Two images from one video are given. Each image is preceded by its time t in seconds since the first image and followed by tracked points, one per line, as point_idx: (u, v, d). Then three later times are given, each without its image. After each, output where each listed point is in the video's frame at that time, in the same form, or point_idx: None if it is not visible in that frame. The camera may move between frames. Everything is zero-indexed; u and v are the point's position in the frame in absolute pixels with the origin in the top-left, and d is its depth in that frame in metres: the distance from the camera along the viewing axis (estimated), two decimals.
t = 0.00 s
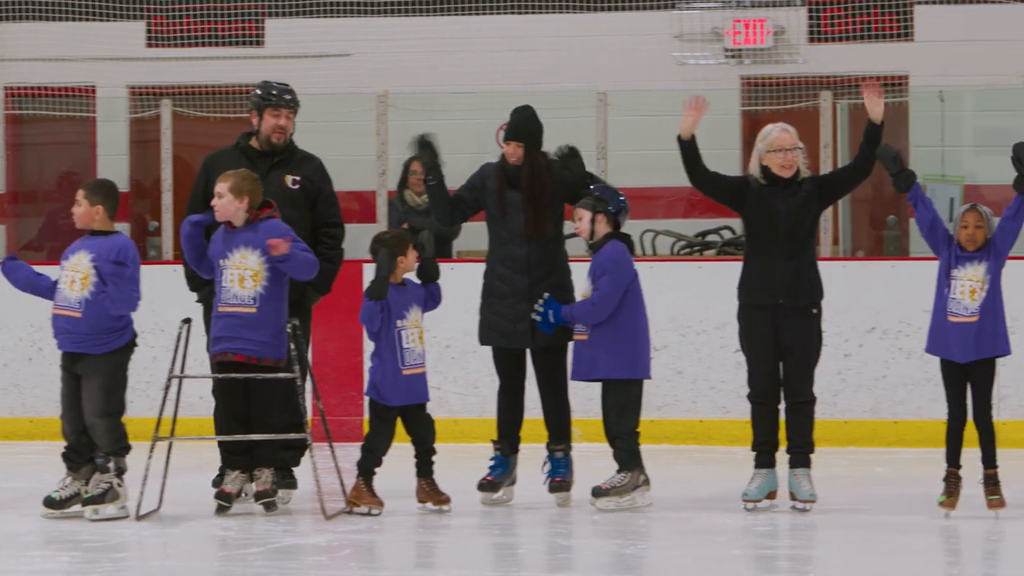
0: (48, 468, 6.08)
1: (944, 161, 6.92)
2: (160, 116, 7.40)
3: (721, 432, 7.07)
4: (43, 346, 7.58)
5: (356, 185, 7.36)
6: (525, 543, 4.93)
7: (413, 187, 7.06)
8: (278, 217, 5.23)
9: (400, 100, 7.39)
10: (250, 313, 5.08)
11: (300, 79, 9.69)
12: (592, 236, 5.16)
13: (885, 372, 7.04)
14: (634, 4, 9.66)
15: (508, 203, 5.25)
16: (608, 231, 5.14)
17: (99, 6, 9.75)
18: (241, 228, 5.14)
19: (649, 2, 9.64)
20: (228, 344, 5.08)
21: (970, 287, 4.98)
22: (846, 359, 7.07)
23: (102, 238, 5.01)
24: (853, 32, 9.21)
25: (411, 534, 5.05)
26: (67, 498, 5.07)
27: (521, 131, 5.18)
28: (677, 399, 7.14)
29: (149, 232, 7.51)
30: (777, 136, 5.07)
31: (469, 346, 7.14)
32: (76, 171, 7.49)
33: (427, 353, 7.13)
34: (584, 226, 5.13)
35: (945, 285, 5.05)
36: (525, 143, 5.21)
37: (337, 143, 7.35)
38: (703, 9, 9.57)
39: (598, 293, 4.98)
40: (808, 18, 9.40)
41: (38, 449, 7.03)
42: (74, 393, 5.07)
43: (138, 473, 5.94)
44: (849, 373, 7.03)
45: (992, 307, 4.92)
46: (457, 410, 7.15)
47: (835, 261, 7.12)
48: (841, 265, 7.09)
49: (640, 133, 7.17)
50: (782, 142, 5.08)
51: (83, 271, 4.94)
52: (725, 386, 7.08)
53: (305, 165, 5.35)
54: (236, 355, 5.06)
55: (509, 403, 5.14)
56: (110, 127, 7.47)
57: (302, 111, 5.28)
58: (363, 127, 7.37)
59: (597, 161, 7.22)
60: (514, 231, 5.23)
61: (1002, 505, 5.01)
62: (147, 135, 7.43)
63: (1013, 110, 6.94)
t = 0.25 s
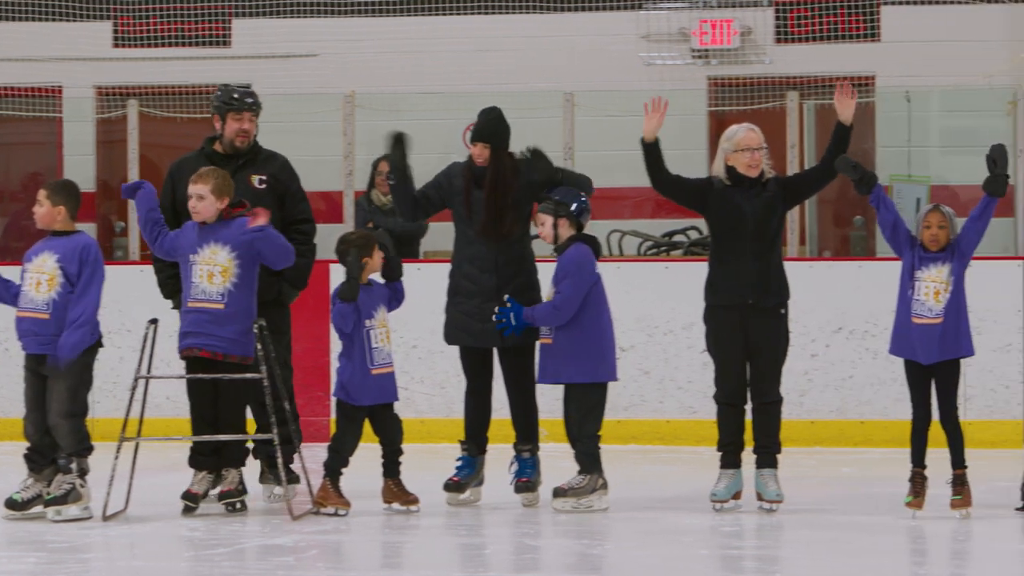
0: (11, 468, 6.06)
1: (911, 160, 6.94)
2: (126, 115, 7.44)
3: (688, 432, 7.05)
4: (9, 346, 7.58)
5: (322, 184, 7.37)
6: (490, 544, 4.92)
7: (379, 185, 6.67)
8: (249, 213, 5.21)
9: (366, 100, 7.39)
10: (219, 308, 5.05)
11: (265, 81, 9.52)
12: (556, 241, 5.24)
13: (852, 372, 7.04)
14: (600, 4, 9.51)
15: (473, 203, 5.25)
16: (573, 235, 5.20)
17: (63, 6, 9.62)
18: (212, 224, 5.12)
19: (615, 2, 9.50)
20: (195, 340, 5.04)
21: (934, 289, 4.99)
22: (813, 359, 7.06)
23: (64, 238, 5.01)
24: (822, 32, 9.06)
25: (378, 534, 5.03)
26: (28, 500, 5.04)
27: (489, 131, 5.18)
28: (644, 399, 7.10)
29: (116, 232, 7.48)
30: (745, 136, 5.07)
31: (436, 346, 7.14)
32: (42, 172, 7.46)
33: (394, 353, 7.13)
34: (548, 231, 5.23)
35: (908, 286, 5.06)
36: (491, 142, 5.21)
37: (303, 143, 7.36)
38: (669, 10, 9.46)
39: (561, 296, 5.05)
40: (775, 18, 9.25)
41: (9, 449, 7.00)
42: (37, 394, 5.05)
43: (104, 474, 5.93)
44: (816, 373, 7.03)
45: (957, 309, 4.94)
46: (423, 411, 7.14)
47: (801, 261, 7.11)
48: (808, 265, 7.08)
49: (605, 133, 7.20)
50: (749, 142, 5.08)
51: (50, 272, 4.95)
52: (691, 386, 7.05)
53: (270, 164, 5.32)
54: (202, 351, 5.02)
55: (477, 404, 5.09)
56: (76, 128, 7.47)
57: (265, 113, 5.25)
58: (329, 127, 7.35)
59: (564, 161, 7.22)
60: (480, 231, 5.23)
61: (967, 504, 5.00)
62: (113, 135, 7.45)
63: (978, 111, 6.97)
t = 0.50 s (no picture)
0: None
1: (872, 161, 6.96)
2: (88, 115, 7.44)
3: (652, 432, 7.07)
4: None
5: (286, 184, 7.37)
6: (451, 544, 4.94)
7: (343, 186, 6.79)
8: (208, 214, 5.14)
9: (329, 100, 7.35)
10: (181, 311, 5.02)
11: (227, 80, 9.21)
12: (519, 241, 5.22)
13: (813, 372, 7.07)
14: (562, 4, 9.09)
15: (438, 201, 5.25)
16: (534, 236, 5.21)
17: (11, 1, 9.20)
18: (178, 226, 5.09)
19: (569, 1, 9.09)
20: (157, 341, 5.01)
21: (894, 291, 5.04)
22: (774, 359, 7.07)
23: (18, 239, 5.01)
24: (784, 32, 8.78)
25: (339, 535, 5.03)
26: None
27: (458, 128, 5.17)
28: (605, 399, 7.13)
29: (77, 232, 7.46)
30: (705, 136, 5.17)
31: (398, 346, 7.15)
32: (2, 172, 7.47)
33: (355, 353, 7.13)
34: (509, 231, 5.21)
35: (868, 289, 5.10)
36: (457, 140, 5.21)
37: (266, 143, 7.34)
38: (632, 8, 8.95)
39: (521, 299, 5.06)
40: (737, 18, 8.82)
41: None
42: None
43: (64, 476, 5.93)
44: (777, 373, 7.06)
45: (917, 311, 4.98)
46: (385, 411, 7.16)
47: (763, 261, 7.13)
48: (768, 265, 7.09)
49: (567, 133, 7.14)
50: (709, 142, 5.18)
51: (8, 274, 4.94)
52: (653, 386, 7.08)
53: (245, 165, 5.26)
54: (166, 354, 5.00)
55: (437, 405, 5.16)
56: (38, 128, 7.44)
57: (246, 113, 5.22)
58: (292, 127, 7.34)
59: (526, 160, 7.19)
60: (445, 229, 5.22)
61: (927, 504, 5.02)
62: (74, 135, 7.44)
63: (937, 111, 6.98)
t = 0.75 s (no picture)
0: None
1: (830, 161, 6.94)
2: (45, 116, 7.43)
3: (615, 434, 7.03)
4: None
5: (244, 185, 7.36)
6: (410, 544, 4.95)
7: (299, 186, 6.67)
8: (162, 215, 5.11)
9: (285, 101, 7.28)
10: (141, 310, 4.97)
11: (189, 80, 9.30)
12: (477, 242, 5.21)
13: (770, 372, 7.01)
14: (524, 4, 9.35)
15: (398, 202, 5.25)
16: (492, 235, 5.19)
17: None
18: (135, 225, 5.03)
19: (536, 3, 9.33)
20: (117, 341, 4.96)
21: (849, 298, 5.06)
22: (732, 359, 7.02)
23: None
24: (741, 33, 9.00)
25: (297, 535, 5.02)
26: None
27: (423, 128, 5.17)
28: (563, 399, 7.09)
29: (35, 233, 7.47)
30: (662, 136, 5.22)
31: (355, 346, 7.13)
32: None
33: (313, 353, 7.12)
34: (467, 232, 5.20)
35: (821, 295, 5.11)
36: (416, 139, 5.19)
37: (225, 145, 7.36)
38: (590, 10, 9.20)
39: (478, 299, 5.06)
40: (695, 20, 9.02)
41: None
42: None
43: (18, 477, 5.92)
44: (735, 373, 7.00)
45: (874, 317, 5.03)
46: (343, 411, 7.15)
47: (719, 261, 7.08)
48: (726, 266, 7.03)
49: (522, 133, 7.14)
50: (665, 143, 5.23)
51: None
52: (611, 386, 7.04)
53: (230, 171, 5.29)
54: (126, 354, 4.94)
55: (393, 405, 5.14)
56: None
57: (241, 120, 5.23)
58: (251, 128, 7.33)
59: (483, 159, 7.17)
60: (404, 229, 5.23)
61: (882, 505, 5.04)
62: (30, 135, 7.41)
63: (898, 112, 6.93)
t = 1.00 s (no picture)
0: None
1: (784, 163, 6.97)
2: None
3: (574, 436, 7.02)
4: None
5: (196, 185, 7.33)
6: (363, 545, 4.95)
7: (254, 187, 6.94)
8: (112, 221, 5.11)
9: (240, 102, 7.25)
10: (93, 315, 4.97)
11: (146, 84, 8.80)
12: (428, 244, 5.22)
13: (724, 373, 6.98)
14: (470, 6, 8.79)
15: (355, 201, 5.24)
16: (445, 235, 5.22)
17: None
18: (86, 231, 5.03)
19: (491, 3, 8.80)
20: (69, 346, 4.96)
21: (798, 301, 5.15)
22: (686, 359, 6.98)
23: None
24: (693, 34, 8.44)
25: (251, 537, 5.02)
26: None
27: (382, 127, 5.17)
28: (517, 400, 7.06)
29: None
30: (620, 137, 5.20)
31: (308, 347, 7.11)
32: None
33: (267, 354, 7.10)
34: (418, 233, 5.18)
35: (771, 298, 5.20)
36: (377, 138, 5.20)
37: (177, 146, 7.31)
38: (544, 9, 8.61)
39: (430, 296, 5.09)
40: (648, 19, 8.50)
41: None
42: None
43: None
44: (689, 373, 6.96)
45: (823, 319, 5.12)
46: (297, 412, 7.14)
47: (674, 261, 7.03)
48: (680, 266, 6.98)
49: (476, 133, 7.12)
50: (621, 144, 5.21)
51: None
52: (565, 387, 7.01)
53: (200, 177, 5.25)
54: (80, 358, 4.95)
55: (347, 406, 5.14)
56: None
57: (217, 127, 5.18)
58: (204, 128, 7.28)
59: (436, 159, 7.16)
60: (360, 230, 5.22)
61: (836, 505, 5.04)
62: None
63: (851, 112, 6.95)
